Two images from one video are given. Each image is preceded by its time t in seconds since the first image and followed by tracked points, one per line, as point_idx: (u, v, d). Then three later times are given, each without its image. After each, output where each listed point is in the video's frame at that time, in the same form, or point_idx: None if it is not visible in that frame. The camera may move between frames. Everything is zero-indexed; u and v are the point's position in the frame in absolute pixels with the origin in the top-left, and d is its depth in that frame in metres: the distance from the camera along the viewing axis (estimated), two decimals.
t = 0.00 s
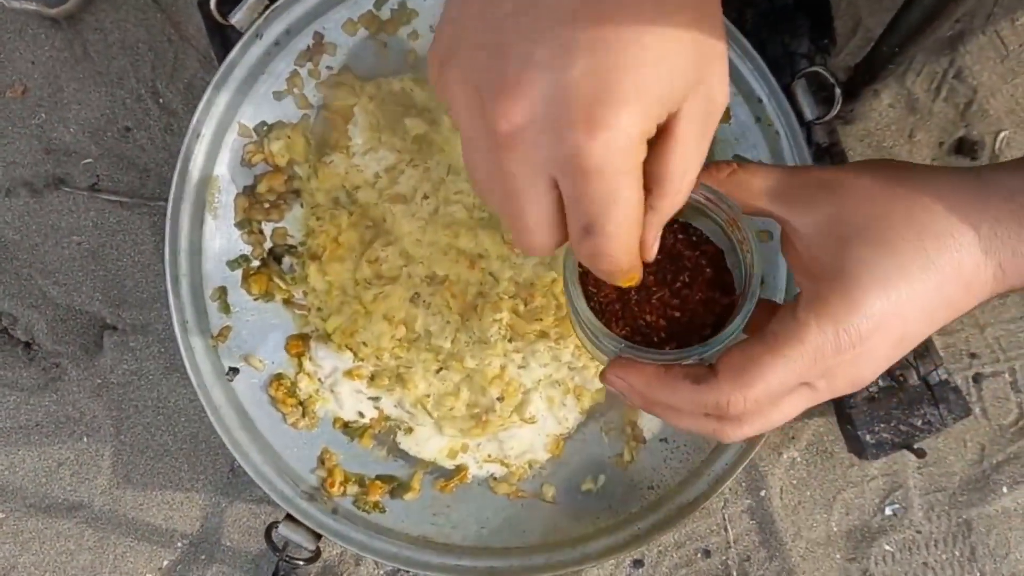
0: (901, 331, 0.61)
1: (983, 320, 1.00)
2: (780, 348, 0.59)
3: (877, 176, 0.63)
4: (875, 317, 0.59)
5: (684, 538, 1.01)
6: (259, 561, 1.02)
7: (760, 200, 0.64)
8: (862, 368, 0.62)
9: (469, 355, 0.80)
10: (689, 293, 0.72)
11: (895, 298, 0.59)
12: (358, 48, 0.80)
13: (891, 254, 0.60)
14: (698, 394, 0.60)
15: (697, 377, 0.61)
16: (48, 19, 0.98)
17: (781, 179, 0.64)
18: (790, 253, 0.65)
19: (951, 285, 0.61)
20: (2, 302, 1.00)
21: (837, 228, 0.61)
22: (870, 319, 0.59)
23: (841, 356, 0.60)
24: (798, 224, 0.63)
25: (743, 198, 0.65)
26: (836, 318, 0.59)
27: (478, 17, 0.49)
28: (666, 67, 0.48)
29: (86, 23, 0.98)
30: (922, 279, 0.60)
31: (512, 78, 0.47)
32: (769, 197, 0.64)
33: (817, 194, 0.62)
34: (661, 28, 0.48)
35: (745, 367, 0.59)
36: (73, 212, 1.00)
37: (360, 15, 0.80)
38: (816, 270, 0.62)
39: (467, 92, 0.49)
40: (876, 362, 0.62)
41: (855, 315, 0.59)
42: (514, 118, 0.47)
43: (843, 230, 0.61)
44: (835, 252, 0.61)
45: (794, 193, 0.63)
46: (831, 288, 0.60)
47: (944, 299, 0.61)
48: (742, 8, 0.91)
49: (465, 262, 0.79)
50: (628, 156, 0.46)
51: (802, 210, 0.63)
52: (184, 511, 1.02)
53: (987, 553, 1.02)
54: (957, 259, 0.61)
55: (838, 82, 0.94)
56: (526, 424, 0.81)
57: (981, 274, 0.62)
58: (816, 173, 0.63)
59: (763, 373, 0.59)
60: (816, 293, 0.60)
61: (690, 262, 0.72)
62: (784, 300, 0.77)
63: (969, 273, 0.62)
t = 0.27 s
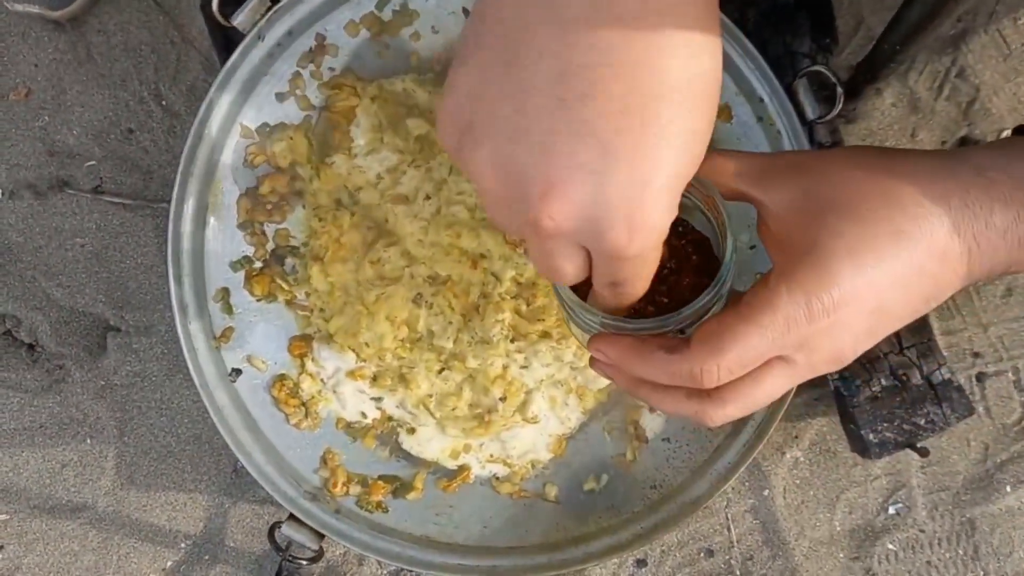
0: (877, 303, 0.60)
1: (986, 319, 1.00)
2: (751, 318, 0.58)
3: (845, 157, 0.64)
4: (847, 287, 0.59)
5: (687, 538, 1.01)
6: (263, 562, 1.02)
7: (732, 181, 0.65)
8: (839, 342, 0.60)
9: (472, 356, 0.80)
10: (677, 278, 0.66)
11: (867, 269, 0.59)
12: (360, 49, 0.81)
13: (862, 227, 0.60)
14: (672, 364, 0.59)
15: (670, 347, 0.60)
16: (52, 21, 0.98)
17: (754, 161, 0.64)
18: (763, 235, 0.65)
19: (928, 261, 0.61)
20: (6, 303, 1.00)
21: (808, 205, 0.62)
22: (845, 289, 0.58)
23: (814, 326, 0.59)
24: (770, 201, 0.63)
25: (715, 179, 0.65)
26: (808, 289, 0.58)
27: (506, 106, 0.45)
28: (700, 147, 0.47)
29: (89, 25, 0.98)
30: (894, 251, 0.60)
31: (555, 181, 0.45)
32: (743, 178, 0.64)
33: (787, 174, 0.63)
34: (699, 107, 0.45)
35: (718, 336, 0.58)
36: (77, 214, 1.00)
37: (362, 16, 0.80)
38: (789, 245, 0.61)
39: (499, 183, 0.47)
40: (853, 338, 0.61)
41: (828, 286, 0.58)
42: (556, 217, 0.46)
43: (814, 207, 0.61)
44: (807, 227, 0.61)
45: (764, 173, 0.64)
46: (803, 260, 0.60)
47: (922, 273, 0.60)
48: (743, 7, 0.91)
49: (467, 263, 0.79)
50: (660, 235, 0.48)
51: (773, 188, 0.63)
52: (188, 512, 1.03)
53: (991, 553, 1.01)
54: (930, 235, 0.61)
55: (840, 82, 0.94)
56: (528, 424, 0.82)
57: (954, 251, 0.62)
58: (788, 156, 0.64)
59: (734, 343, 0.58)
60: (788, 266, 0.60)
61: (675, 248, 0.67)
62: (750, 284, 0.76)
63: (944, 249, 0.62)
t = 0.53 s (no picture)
0: (871, 302, 0.60)
1: (986, 322, 1.00)
2: (743, 316, 0.58)
3: (836, 158, 0.64)
4: (841, 285, 0.58)
5: (688, 542, 1.01)
6: (262, 567, 1.02)
7: (723, 183, 0.65)
8: (834, 341, 0.60)
9: (472, 360, 0.80)
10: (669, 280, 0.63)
11: (861, 267, 0.59)
12: (360, 53, 0.81)
13: (854, 226, 0.60)
14: (665, 360, 0.59)
15: (663, 344, 0.59)
16: (51, 25, 0.98)
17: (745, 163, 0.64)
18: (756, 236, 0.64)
19: (921, 259, 0.61)
20: (5, 307, 1.00)
21: (800, 204, 0.61)
22: (839, 287, 0.58)
23: (808, 325, 0.59)
24: (761, 201, 0.63)
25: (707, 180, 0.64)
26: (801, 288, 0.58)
27: (521, 147, 0.47)
28: (707, 182, 0.49)
29: (89, 29, 0.98)
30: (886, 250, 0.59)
31: (572, 220, 0.47)
32: (734, 179, 0.64)
33: (778, 176, 0.63)
34: (708, 147, 0.48)
35: (711, 334, 0.58)
36: (76, 218, 1.00)
37: (361, 20, 0.80)
38: (780, 245, 0.61)
39: (515, 219, 0.49)
40: (849, 338, 0.61)
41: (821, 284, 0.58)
42: (573, 255, 0.49)
43: (805, 206, 0.61)
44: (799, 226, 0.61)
45: (756, 175, 0.64)
46: (795, 259, 0.59)
47: (916, 271, 0.60)
48: (742, 11, 0.91)
49: (466, 267, 0.79)
50: (670, 266, 0.51)
51: (764, 189, 0.63)
52: (187, 517, 1.02)
53: (991, 556, 1.01)
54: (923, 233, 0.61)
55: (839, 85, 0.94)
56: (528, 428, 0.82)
57: (947, 250, 0.62)
58: (779, 158, 0.64)
59: (727, 341, 0.58)
60: (780, 265, 0.60)
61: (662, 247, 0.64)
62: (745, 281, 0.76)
63: (937, 247, 0.62)
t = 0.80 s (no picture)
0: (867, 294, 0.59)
1: (988, 323, 1.00)
2: (739, 307, 0.58)
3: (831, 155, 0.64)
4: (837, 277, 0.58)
5: (689, 543, 1.01)
6: (263, 567, 1.02)
7: (720, 179, 0.64)
8: (831, 334, 0.60)
9: (473, 360, 0.79)
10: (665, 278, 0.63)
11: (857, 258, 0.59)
12: (361, 53, 0.81)
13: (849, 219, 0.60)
14: (659, 353, 0.59)
15: (658, 335, 0.59)
16: (52, 25, 0.98)
17: (742, 159, 0.65)
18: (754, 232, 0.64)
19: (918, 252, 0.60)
20: (6, 307, 1.00)
21: (796, 199, 0.61)
22: (835, 279, 0.58)
23: (804, 317, 0.58)
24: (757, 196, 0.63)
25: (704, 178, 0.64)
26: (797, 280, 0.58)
27: (517, 147, 0.47)
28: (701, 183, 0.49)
29: (90, 29, 0.99)
30: (883, 242, 0.59)
31: (568, 220, 0.48)
32: (731, 175, 0.64)
33: (774, 171, 0.63)
34: (701, 144, 0.48)
35: (707, 324, 0.58)
36: (78, 218, 1.00)
37: (362, 20, 0.79)
38: (777, 237, 0.61)
39: (511, 219, 0.49)
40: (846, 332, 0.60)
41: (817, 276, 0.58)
42: (569, 253, 0.49)
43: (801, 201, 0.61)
44: (795, 220, 0.61)
45: (752, 171, 0.64)
46: (792, 252, 0.59)
47: (913, 264, 0.60)
48: (744, 11, 0.91)
49: (467, 267, 0.79)
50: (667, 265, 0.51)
51: (761, 184, 0.63)
52: (188, 517, 1.02)
53: (994, 558, 1.01)
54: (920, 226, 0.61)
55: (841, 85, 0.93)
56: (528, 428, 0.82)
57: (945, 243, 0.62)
58: (775, 155, 0.65)
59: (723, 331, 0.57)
60: (776, 258, 0.60)
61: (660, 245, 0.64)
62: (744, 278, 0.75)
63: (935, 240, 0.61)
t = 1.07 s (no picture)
0: (864, 305, 0.60)
1: (987, 323, 1.00)
2: (738, 318, 0.58)
3: (828, 157, 0.64)
4: (835, 287, 0.58)
5: (689, 543, 1.01)
6: (263, 567, 1.02)
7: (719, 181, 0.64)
8: (828, 343, 0.60)
9: (473, 360, 0.79)
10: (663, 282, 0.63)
11: (855, 269, 0.59)
12: (360, 53, 0.81)
13: (847, 227, 0.59)
14: (657, 364, 0.59)
15: (656, 346, 0.59)
16: (52, 25, 0.98)
17: (740, 161, 0.64)
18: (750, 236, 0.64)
19: (913, 261, 0.61)
20: (6, 307, 1.00)
21: (793, 205, 0.61)
22: (833, 289, 0.58)
23: (802, 327, 0.58)
24: (754, 201, 0.63)
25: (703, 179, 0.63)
26: (795, 290, 0.58)
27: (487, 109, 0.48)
28: (677, 158, 0.49)
29: (90, 29, 0.99)
30: (880, 252, 0.59)
31: (534, 180, 0.48)
32: (729, 177, 0.63)
33: (772, 174, 0.63)
34: (673, 116, 0.48)
35: (706, 335, 0.57)
36: (77, 217, 1.00)
37: (362, 20, 0.80)
38: (774, 244, 0.61)
39: (479, 183, 0.49)
40: (841, 340, 0.61)
41: (816, 286, 0.58)
42: (536, 219, 0.49)
43: (799, 206, 0.61)
44: (793, 227, 0.60)
45: (750, 174, 0.63)
46: (790, 260, 0.59)
47: (909, 272, 0.60)
48: (743, 11, 0.91)
49: (466, 267, 0.79)
50: (643, 239, 0.50)
51: (758, 188, 0.63)
52: (187, 516, 1.02)
53: (993, 558, 1.01)
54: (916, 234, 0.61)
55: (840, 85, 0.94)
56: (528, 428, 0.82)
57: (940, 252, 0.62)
58: (773, 156, 0.64)
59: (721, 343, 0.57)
60: (774, 266, 0.60)
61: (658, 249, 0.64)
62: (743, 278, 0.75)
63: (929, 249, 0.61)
